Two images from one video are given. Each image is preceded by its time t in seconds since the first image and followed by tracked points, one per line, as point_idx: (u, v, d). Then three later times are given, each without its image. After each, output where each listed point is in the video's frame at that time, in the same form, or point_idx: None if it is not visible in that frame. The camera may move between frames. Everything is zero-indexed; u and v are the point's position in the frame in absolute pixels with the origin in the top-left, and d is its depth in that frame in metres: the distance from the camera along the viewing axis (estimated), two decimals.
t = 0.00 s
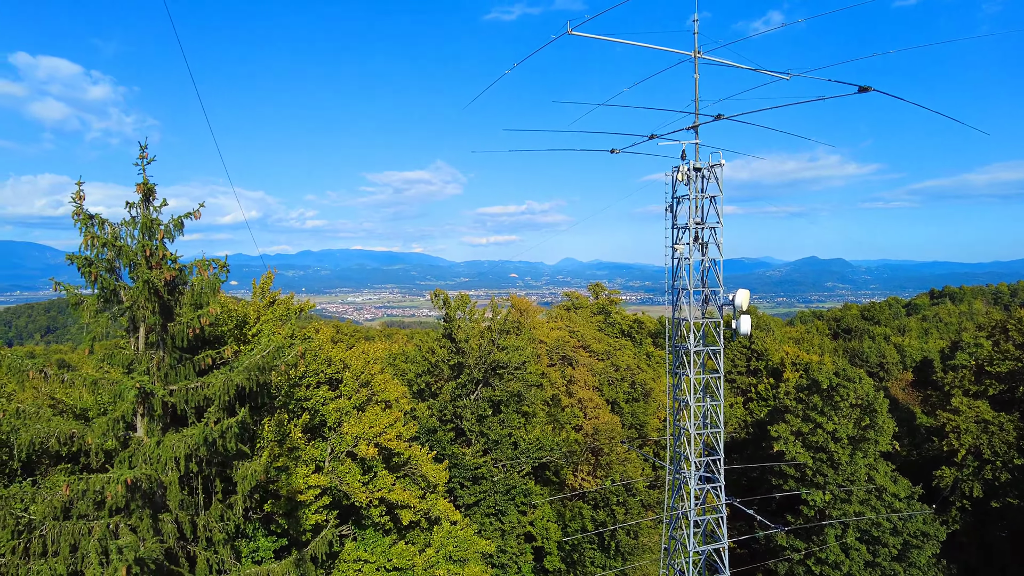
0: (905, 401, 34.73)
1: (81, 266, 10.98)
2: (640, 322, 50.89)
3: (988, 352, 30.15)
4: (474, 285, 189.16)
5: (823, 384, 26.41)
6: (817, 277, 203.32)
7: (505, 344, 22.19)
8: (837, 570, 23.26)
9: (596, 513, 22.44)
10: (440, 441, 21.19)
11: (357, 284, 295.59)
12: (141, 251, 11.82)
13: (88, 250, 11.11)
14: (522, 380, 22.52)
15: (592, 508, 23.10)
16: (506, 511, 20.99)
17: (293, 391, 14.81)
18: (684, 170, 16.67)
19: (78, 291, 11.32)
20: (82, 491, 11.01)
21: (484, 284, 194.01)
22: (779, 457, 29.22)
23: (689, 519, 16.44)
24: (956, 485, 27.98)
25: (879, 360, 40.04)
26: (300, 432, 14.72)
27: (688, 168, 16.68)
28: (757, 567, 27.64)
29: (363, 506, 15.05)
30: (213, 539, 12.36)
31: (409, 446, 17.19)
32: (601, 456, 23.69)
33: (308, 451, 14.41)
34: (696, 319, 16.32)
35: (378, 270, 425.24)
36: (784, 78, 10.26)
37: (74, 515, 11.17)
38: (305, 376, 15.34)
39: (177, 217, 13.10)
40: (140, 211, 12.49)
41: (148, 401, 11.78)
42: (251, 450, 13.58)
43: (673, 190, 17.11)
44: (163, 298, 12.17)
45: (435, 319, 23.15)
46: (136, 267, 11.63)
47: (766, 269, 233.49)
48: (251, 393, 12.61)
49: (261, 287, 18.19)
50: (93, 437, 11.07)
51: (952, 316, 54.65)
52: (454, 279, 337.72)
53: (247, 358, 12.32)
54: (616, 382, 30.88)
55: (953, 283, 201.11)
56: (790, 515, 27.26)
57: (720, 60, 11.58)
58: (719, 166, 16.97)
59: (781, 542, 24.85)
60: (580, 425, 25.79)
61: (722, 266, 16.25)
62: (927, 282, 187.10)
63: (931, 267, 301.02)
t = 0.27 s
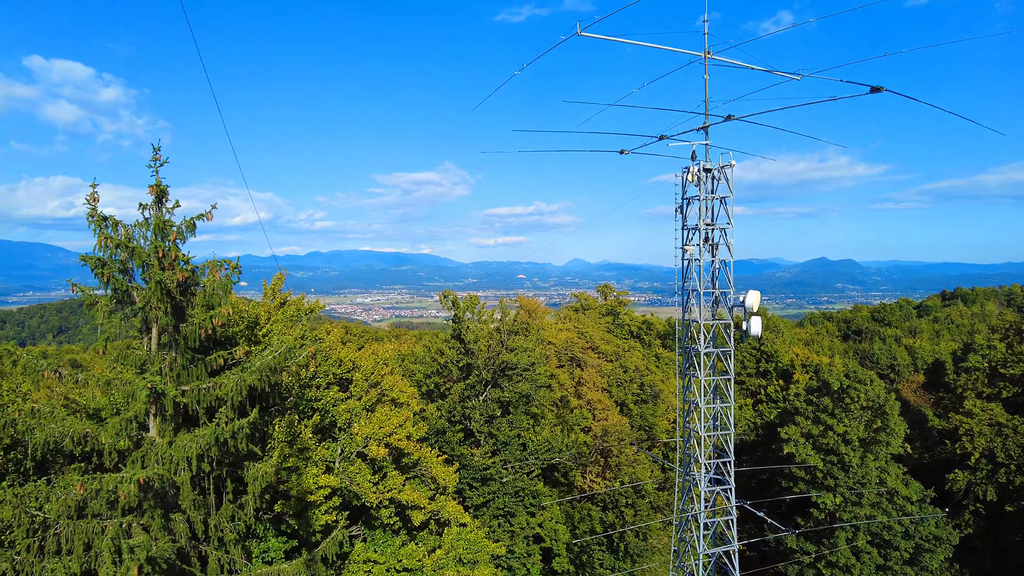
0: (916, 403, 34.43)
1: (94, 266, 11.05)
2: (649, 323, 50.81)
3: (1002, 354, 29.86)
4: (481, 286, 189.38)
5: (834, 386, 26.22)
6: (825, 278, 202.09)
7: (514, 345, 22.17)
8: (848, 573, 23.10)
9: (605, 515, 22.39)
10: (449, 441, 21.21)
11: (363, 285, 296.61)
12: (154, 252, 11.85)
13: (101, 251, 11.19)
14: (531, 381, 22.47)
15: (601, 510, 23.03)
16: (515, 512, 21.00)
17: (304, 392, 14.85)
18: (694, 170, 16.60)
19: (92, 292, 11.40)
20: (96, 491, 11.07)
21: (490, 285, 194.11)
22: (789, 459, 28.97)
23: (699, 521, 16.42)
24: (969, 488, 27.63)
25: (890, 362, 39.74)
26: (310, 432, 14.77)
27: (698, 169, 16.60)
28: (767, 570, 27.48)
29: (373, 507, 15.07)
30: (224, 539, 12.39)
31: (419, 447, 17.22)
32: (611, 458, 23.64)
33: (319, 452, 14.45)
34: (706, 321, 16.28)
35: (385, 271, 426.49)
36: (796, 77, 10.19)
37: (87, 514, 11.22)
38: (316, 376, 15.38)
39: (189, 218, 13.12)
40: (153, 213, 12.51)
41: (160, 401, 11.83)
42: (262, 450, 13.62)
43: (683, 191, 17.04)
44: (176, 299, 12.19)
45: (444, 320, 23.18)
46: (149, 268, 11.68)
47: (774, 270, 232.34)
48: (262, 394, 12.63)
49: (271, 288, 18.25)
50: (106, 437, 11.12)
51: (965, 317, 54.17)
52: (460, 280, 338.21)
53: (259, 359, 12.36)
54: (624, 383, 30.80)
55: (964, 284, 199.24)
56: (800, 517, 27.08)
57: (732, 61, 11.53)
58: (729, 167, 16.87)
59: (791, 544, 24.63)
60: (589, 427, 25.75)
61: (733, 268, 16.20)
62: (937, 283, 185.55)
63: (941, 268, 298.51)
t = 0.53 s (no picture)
0: (928, 405, 34.16)
1: (107, 266, 11.08)
2: (658, 324, 50.71)
3: (1015, 355, 29.60)
4: (487, 287, 189.53)
5: (844, 387, 26.05)
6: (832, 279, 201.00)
7: (523, 345, 22.14)
8: None
9: (614, 516, 22.36)
10: (458, 442, 21.21)
11: (369, 286, 297.47)
12: (166, 252, 11.85)
13: (114, 251, 11.21)
14: (540, 382, 22.43)
15: (609, 511, 22.97)
16: (524, 513, 20.99)
17: (314, 392, 14.88)
18: (704, 170, 16.51)
19: (104, 292, 11.42)
20: (108, 489, 11.09)
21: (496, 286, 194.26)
22: (798, 460, 28.54)
23: (709, 523, 16.35)
24: (982, 491, 27.36)
25: (901, 363, 39.46)
26: (321, 432, 14.80)
27: (708, 169, 16.48)
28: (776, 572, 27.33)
29: (383, 507, 15.09)
30: (234, 539, 12.39)
31: (429, 448, 17.23)
32: (619, 458, 23.62)
33: (329, 451, 14.49)
34: (716, 321, 16.28)
35: (390, 272, 427.58)
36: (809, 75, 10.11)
37: (100, 512, 11.24)
38: (326, 376, 15.40)
39: (201, 218, 13.08)
40: (165, 213, 12.45)
41: (172, 401, 11.85)
42: (273, 450, 13.65)
43: (693, 191, 16.95)
44: (188, 299, 12.18)
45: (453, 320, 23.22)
46: (161, 268, 11.68)
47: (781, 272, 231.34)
48: (272, 394, 12.62)
49: (282, 289, 18.28)
50: (118, 436, 11.14)
51: (977, 319, 53.72)
52: (466, 281, 338.65)
53: (270, 358, 12.34)
54: (633, 385, 30.75)
55: (974, 285, 197.59)
56: (810, 519, 26.92)
57: (745, 59, 11.44)
58: (739, 166, 16.74)
59: (800, 546, 24.32)
60: (597, 428, 25.71)
61: (743, 268, 16.10)
62: (947, 284, 184.21)
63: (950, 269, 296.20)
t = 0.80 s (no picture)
0: (939, 406, 33.91)
1: (119, 266, 11.10)
2: (666, 325, 50.64)
3: None
4: (492, 287, 189.72)
5: (854, 388, 25.92)
6: (839, 279, 200.02)
7: (531, 345, 22.12)
8: None
9: (623, 517, 22.30)
10: (467, 442, 21.22)
11: (375, 286, 298.37)
12: (177, 252, 11.85)
13: (126, 251, 11.23)
14: (549, 382, 22.39)
15: (618, 512, 22.92)
16: (532, 513, 20.97)
17: (325, 392, 14.90)
18: (715, 170, 16.50)
19: (116, 291, 11.43)
20: (121, 488, 11.11)
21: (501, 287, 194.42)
22: (808, 462, 28.50)
23: (719, 524, 16.34)
24: (995, 493, 27.15)
25: (911, 364, 39.19)
26: (331, 431, 14.83)
27: (719, 168, 16.43)
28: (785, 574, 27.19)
29: (394, 507, 15.10)
30: (245, 538, 12.40)
31: (439, 448, 17.25)
32: (628, 459, 23.56)
33: (340, 451, 14.51)
34: (727, 322, 16.37)
35: (395, 272, 428.56)
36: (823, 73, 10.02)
37: (112, 511, 11.26)
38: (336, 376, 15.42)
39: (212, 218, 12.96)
40: (177, 213, 12.30)
41: (183, 400, 11.84)
42: (284, 449, 13.68)
43: (703, 191, 16.92)
44: (199, 299, 12.14)
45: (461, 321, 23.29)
46: (172, 268, 11.66)
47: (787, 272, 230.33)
48: (283, 393, 12.62)
49: (292, 289, 18.33)
50: (130, 435, 11.15)
51: (988, 320, 53.31)
52: (471, 282, 339.05)
53: (282, 358, 12.32)
54: (641, 385, 30.73)
55: (983, 286, 196.12)
56: (820, 521, 26.77)
57: (758, 58, 11.36)
58: (750, 166, 16.65)
59: (810, 548, 24.30)
60: (606, 428, 25.69)
61: (754, 268, 16.19)
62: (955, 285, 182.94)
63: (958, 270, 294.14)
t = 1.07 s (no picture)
0: (949, 407, 33.68)
1: (128, 265, 11.16)
2: (673, 325, 50.57)
3: None
4: (497, 287, 189.88)
5: (863, 389, 25.78)
6: (844, 279, 199.10)
7: (539, 346, 22.08)
8: None
9: (630, 518, 22.22)
10: (474, 442, 21.20)
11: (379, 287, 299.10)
12: (187, 252, 11.80)
13: (135, 251, 11.27)
14: (557, 383, 22.32)
15: (626, 513, 22.83)
16: (540, 513, 20.92)
17: (334, 392, 14.90)
18: (725, 170, 16.49)
19: (126, 291, 11.43)
20: (131, 487, 11.11)
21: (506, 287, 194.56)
22: (817, 463, 28.43)
23: (727, 525, 16.29)
24: (1006, 495, 26.97)
25: (920, 365, 38.96)
26: (340, 431, 14.83)
27: (729, 168, 16.41)
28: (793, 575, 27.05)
29: (402, 507, 15.08)
30: (255, 537, 12.39)
31: (447, 448, 17.22)
32: (635, 460, 23.50)
33: (349, 451, 14.50)
34: (737, 322, 16.41)
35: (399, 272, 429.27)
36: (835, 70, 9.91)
37: (123, 510, 11.26)
38: (345, 376, 15.41)
39: (222, 218, 12.80)
40: (185, 213, 12.15)
41: (193, 400, 11.79)
42: (294, 449, 13.68)
43: (713, 190, 16.88)
44: (208, 298, 12.08)
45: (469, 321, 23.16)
46: (182, 267, 11.64)
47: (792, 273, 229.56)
48: (292, 393, 12.59)
49: (301, 289, 18.21)
50: (140, 434, 11.14)
51: (999, 320, 52.95)
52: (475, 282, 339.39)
53: (291, 358, 12.29)
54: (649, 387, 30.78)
55: (990, 287, 194.92)
56: (828, 523, 26.65)
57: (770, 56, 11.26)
58: (761, 166, 16.62)
59: (819, 549, 24.20)
60: (613, 428, 25.67)
61: (763, 268, 16.22)
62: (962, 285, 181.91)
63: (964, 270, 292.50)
